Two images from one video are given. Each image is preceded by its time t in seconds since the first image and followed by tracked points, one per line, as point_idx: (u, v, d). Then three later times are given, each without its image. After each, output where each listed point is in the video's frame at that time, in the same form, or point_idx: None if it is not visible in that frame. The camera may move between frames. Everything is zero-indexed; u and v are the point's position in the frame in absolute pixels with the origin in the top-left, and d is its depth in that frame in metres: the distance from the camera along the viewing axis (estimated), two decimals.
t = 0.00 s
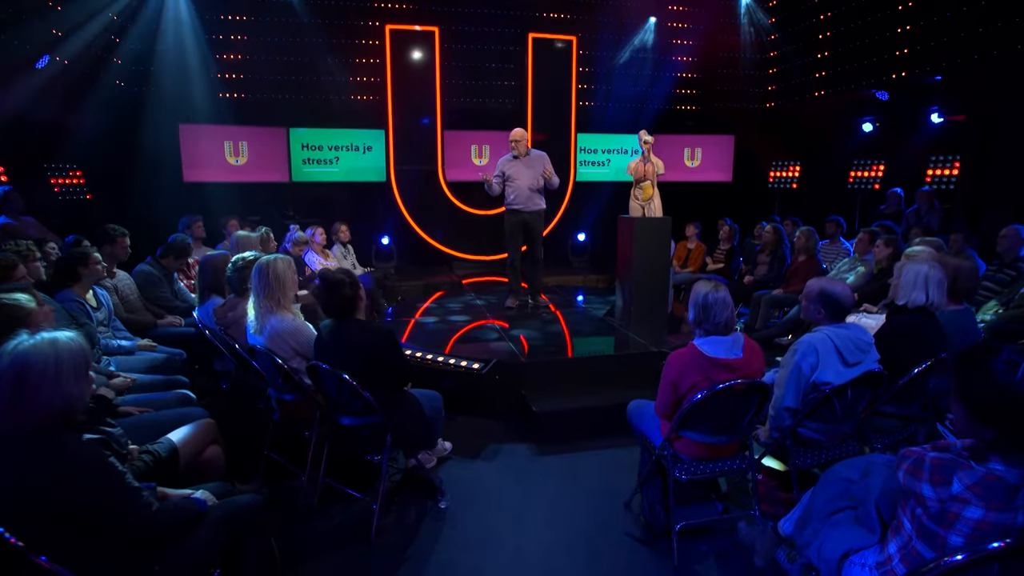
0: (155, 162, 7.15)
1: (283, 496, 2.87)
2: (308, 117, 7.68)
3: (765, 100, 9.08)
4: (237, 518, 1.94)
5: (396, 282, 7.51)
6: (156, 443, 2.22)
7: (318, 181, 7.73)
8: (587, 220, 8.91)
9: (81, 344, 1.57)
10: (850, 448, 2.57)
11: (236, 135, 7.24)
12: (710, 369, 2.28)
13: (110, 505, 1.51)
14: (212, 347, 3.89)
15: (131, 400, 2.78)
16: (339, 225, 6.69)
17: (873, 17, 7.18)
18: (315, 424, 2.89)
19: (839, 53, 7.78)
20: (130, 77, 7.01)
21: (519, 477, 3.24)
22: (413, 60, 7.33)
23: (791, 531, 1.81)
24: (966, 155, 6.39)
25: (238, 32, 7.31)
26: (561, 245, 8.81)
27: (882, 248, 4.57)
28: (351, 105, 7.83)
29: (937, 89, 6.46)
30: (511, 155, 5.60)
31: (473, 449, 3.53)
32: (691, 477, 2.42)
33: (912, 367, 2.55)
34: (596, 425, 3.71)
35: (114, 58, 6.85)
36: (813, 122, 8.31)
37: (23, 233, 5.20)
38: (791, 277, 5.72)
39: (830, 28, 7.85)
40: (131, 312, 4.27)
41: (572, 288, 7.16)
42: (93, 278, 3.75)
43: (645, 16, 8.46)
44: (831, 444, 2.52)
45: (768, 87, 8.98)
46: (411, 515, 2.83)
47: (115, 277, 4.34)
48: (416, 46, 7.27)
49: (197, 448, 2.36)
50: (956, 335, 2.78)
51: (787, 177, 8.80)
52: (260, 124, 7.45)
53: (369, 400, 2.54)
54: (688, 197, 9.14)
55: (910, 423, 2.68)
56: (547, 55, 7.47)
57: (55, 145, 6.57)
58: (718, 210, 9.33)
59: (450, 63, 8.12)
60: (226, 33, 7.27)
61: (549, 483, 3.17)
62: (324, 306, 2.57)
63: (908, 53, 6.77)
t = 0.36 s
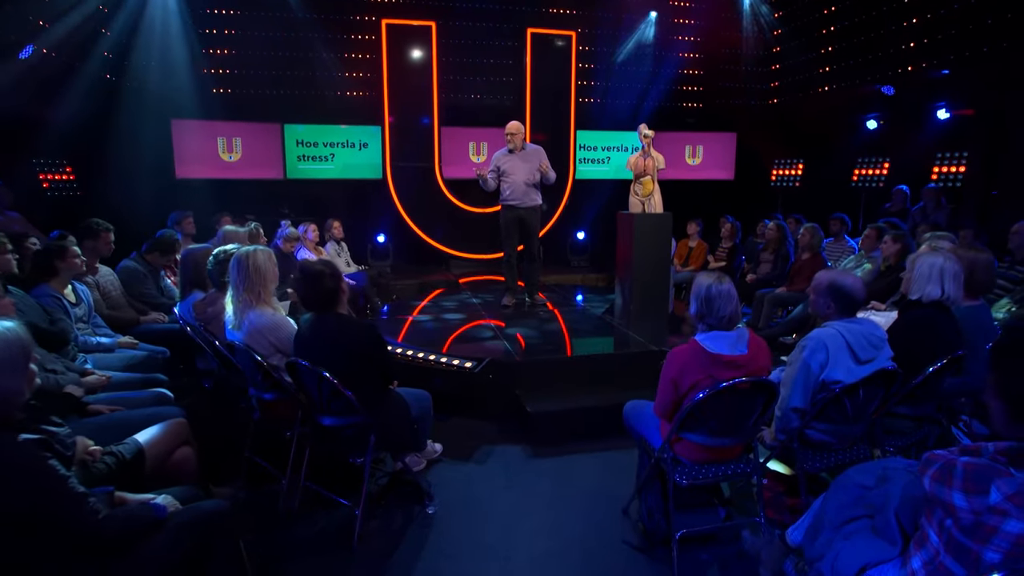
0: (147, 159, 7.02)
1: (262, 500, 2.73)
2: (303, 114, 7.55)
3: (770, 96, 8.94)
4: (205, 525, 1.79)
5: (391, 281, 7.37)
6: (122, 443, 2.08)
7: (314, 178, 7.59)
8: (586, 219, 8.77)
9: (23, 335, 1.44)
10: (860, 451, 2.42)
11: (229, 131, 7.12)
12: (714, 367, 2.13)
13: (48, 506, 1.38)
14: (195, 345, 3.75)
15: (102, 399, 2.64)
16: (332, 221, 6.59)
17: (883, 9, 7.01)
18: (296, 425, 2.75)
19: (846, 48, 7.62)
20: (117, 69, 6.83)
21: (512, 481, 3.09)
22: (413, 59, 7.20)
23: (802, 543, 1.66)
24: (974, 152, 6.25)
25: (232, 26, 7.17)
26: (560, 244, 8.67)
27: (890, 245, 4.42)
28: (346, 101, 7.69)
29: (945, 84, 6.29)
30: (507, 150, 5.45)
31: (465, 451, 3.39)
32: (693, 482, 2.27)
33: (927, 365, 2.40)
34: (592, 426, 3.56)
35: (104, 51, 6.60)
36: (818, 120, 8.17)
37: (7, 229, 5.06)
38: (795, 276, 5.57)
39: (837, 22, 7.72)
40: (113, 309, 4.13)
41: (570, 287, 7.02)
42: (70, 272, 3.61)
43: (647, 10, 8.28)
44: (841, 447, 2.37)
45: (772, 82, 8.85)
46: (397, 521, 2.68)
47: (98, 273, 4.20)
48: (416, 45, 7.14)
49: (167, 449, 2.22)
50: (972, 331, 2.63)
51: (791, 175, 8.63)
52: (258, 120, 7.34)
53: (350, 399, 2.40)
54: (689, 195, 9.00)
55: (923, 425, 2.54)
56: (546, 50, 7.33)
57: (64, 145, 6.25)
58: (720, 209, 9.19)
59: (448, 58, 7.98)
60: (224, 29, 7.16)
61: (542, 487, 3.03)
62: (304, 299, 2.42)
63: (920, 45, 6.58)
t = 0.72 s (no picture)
0: (141, 157, 6.92)
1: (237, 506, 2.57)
2: (298, 112, 7.43)
3: (776, 93, 8.78)
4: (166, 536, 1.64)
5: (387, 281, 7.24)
6: (83, 447, 1.94)
7: (310, 177, 7.45)
8: (587, 218, 8.63)
9: None
10: (875, 457, 2.25)
11: (223, 129, 7.00)
12: (719, 366, 1.98)
13: None
14: (177, 344, 3.61)
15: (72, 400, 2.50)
16: (326, 220, 6.49)
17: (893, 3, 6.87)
18: (276, 427, 2.60)
19: (854, 42, 7.48)
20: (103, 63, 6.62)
21: (505, 487, 2.94)
22: (413, 60, 7.09)
23: (817, 559, 1.49)
24: (983, 151, 6.06)
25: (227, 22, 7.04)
26: (559, 244, 8.53)
27: (900, 242, 4.26)
28: (342, 99, 7.57)
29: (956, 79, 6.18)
30: (505, 145, 5.32)
31: (457, 456, 3.24)
32: (696, 490, 2.11)
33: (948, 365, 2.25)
34: (590, 429, 3.42)
35: (91, 43, 6.38)
36: (823, 118, 8.02)
37: None
38: (801, 275, 5.42)
39: (843, 17, 7.59)
40: (96, 307, 4.00)
41: (570, 287, 6.87)
42: (47, 266, 3.48)
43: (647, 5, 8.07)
44: (855, 452, 2.21)
45: (778, 79, 8.70)
46: (383, 529, 2.53)
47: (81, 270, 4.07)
48: (417, 45, 7.03)
49: (132, 453, 2.08)
50: (993, 329, 2.47)
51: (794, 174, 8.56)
52: (256, 119, 7.24)
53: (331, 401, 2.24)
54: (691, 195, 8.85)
55: (942, 428, 2.39)
56: (546, 47, 7.20)
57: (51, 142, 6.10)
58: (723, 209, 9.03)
59: (446, 56, 7.85)
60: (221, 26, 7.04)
61: (537, 493, 2.88)
62: (281, 294, 2.27)
63: (927, 39, 6.46)
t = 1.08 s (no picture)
0: (139, 160, 6.84)
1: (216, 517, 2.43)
2: (298, 115, 7.34)
3: (785, 95, 8.62)
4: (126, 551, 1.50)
5: (387, 286, 7.11)
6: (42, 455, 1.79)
7: (310, 181, 7.34)
8: (591, 223, 8.48)
9: None
10: (901, 470, 2.08)
11: (223, 132, 6.91)
12: (732, 372, 1.82)
13: None
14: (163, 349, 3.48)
15: (46, 406, 2.37)
16: (324, 223, 6.37)
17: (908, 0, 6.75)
18: (259, 435, 2.46)
19: (867, 42, 7.35)
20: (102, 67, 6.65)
21: (503, 500, 2.77)
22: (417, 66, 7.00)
23: None
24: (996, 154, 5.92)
25: (226, 24, 6.97)
26: (563, 249, 8.39)
27: (916, 244, 4.10)
28: (342, 101, 7.46)
29: (969, 79, 6.07)
30: (507, 146, 5.19)
31: (453, 466, 3.08)
32: (707, 506, 1.94)
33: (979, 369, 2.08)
34: (593, 438, 3.25)
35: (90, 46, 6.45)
36: (833, 120, 7.87)
37: None
38: (812, 280, 5.26)
39: (854, 16, 7.49)
40: (82, 310, 3.87)
41: (573, 292, 6.71)
42: (30, 266, 3.36)
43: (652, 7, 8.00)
44: (878, 464, 2.04)
45: (787, 81, 8.54)
46: (371, 543, 2.37)
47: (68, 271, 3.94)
48: (422, 52, 6.96)
49: (99, 462, 1.94)
50: None
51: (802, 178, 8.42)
52: (254, 122, 7.14)
53: (314, 408, 2.09)
54: (697, 199, 8.69)
55: (972, 439, 2.21)
56: (550, 49, 7.10)
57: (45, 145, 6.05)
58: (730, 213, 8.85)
59: (448, 58, 7.75)
60: (217, 28, 6.96)
61: (536, 506, 2.71)
62: (261, 292, 2.13)
63: (941, 37, 6.36)
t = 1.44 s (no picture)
0: (146, 164, 6.80)
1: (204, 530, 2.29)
2: (305, 119, 7.27)
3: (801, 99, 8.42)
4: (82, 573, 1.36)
5: (394, 292, 7.00)
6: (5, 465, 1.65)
7: (317, 186, 7.26)
8: (602, 229, 8.32)
9: None
10: (943, 489, 1.89)
11: (231, 136, 6.85)
12: (755, 380, 1.65)
13: None
14: (157, 353, 3.36)
15: (24, 412, 2.26)
16: (329, 227, 6.31)
17: None
18: (247, 444, 2.32)
19: (887, 42, 7.19)
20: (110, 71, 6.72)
21: (506, 515, 2.60)
22: (429, 74, 6.94)
23: None
24: None
25: (234, 28, 6.93)
26: (573, 256, 8.25)
27: (944, 247, 3.90)
28: (350, 106, 7.39)
29: (994, 79, 5.88)
30: (516, 147, 5.05)
31: (455, 479, 2.93)
32: (727, 528, 1.76)
33: None
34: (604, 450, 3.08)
35: (95, 51, 6.59)
36: (852, 124, 7.67)
37: None
38: (832, 286, 5.06)
39: (874, 16, 7.34)
40: (79, 313, 3.78)
41: (584, 299, 6.54)
42: (24, 267, 3.28)
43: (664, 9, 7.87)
44: (917, 482, 1.86)
45: (804, 84, 8.34)
46: (364, 561, 2.21)
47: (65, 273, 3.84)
48: (433, 60, 6.90)
49: (70, 472, 1.80)
50: None
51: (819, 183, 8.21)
52: (261, 126, 7.09)
53: (302, 416, 1.94)
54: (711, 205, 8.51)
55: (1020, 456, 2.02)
56: (560, 52, 6.99)
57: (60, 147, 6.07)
58: (745, 219, 8.66)
59: (457, 63, 7.68)
60: (219, 32, 6.91)
61: (541, 523, 2.54)
62: (246, 292, 1.99)
63: (964, 36, 6.22)
